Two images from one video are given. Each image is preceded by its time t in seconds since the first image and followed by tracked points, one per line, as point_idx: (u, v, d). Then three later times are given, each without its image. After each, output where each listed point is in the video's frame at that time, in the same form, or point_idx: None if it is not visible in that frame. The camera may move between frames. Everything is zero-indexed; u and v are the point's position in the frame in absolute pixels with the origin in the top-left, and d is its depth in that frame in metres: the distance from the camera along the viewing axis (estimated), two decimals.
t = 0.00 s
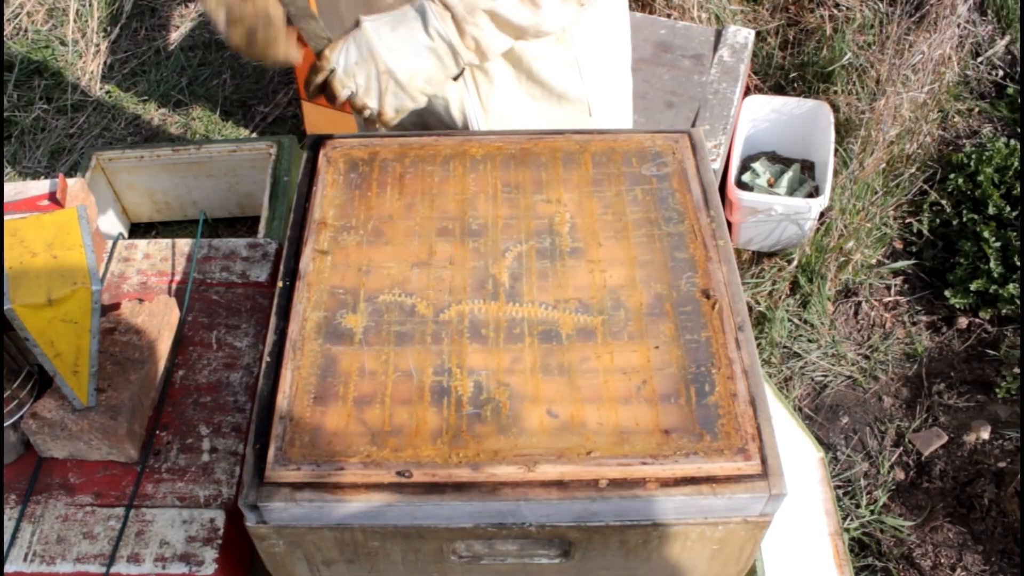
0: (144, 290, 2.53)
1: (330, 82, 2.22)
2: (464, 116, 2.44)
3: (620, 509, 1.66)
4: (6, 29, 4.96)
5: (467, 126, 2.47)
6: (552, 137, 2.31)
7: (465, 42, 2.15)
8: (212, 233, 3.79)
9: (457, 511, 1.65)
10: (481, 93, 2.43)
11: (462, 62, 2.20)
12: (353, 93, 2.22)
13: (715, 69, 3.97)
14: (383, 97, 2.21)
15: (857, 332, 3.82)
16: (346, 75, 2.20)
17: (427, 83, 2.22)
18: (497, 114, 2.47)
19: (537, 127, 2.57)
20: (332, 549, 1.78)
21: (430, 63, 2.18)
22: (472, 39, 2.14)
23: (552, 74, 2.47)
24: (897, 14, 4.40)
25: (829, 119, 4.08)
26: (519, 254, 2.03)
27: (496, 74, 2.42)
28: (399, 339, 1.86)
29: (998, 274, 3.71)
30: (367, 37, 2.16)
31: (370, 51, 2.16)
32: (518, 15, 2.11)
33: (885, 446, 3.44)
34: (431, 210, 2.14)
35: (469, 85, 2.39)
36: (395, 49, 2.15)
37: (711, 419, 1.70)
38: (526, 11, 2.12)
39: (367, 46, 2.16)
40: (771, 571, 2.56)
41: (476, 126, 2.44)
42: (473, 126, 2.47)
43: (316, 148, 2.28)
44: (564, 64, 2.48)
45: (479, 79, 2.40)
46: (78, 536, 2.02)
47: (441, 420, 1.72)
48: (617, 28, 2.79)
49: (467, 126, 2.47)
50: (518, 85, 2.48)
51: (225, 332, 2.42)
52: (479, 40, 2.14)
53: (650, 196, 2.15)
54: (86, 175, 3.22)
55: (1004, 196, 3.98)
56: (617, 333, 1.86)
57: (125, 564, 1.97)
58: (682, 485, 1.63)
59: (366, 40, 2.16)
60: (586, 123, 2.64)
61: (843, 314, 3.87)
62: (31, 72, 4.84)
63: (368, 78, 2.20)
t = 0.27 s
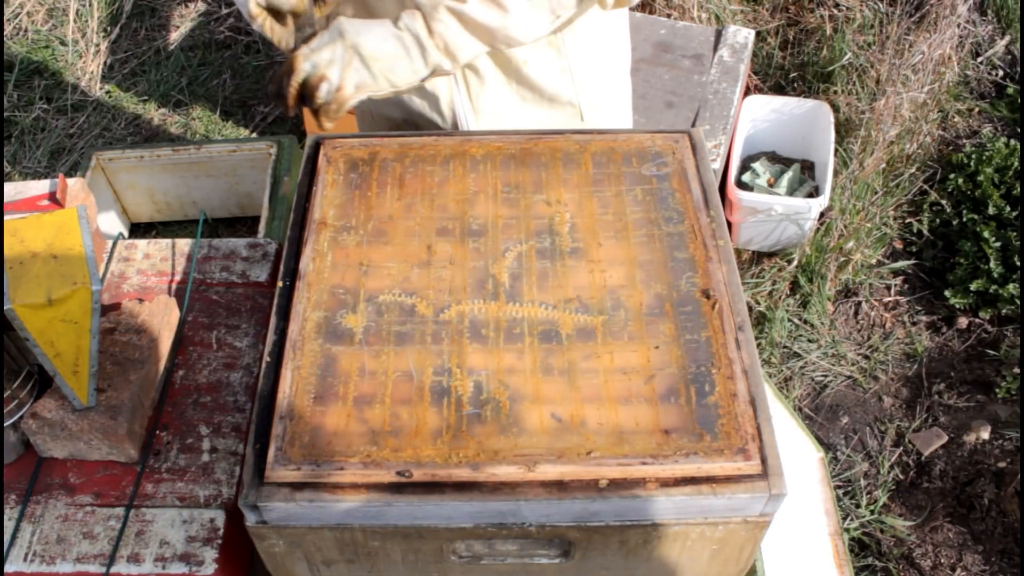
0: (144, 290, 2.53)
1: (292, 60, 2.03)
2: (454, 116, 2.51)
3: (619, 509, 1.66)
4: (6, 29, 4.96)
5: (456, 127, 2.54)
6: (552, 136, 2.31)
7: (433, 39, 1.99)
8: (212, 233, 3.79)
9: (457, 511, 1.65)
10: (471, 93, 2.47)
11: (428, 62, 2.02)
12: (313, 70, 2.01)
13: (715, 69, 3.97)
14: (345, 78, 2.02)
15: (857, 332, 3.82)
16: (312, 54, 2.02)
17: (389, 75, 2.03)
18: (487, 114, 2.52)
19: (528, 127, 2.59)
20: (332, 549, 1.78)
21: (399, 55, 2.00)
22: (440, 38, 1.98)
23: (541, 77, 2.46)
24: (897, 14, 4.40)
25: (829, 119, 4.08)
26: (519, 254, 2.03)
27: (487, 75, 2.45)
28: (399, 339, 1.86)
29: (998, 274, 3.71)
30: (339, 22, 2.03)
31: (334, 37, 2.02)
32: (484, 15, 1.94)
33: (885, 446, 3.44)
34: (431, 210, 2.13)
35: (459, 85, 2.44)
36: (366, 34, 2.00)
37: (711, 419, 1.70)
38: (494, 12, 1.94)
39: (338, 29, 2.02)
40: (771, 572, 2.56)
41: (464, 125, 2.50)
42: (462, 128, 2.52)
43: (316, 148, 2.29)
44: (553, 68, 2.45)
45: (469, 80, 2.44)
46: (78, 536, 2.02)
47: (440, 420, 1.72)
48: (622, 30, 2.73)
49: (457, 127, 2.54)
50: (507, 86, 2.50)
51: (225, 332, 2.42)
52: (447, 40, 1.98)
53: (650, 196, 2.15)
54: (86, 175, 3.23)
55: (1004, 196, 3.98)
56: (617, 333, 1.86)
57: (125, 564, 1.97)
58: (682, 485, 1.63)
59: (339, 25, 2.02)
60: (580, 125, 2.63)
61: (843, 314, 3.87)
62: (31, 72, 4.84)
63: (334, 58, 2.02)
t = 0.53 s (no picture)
0: (144, 287, 2.53)
1: (347, 120, 2.07)
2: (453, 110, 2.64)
3: (619, 507, 1.65)
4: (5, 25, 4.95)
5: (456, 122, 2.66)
6: (553, 134, 2.30)
7: (466, 62, 2.12)
8: (212, 229, 3.79)
9: (457, 509, 1.65)
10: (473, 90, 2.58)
11: (466, 83, 2.15)
12: (375, 126, 2.07)
13: (715, 67, 3.97)
14: (407, 123, 2.10)
15: (857, 331, 3.82)
16: (364, 109, 2.07)
17: (440, 108, 2.14)
18: (486, 108, 2.62)
19: (526, 124, 2.66)
20: (332, 546, 1.78)
21: (440, 85, 2.11)
22: (473, 59, 2.11)
23: (543, 73, 2.53)
24: (897, 13, 4.40)
25: (830, 118, 4.08)
26: (519, 252, 2.03)
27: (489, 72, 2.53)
28: (400, 337, 1.86)
29: (998, 274, 3.71)
30: (373, 71, 2.10)
31: (378, 88, 2.09)
32: (513, 32, 2.06)
33: (884, 445, 3.44)
34: (432, 208, 2.13)
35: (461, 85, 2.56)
36: (405, 74, 2.09)
37: (712, 418, 1.70)
38: (520, 28, 2.06)
39: (376, 76, 2.09)
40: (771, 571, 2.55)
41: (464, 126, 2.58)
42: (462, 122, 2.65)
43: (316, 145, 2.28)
44: (553, 64, 2.51)
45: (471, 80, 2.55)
46: (78, 532, 2.02)
47: (441, 418, 1.72)
48: (621, 29, 2.74)
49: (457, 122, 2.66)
50: (509, 83, 2.59)
51: (225, 329, 2.42)
52: (480, 60, 2.11)
53: (651, 194, 2.14)
54: (86, 171, 3.22)
55: (1004, 196, 3.98)
56: (618, 332, 1.86)
57: (124, 561, 1.97)
58: (682, 484, 1.63)
59: (376, 72, 2.10)
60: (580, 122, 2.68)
61: (843, 313, 3.87)
62: (31, 68, 4.83)
63: (387, 108, 2.08)
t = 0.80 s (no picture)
0: (144, 290, 2.53)
1: (374, 126, 2.19)
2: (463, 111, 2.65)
3: (619, 508, 1.65)
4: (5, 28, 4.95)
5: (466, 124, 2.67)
6: (552, 136, 2.31)
7: (483, 66, 2.21)
8: (212, 232, 3.79)
9: (457, 510, 1.65)
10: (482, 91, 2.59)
11: (486, 86, 2.24)
12: (402, 128, 2.19)
13: (715, 69, 3.97)
14: (431, 125, 2.20)
15: (857, 331, 3.82)
16: (391, 114, 2.20)
17: (462, 111, 2.24)
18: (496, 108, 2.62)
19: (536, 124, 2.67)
20: (332, 548, 1.78)
21: (459, 90, 2.22)
22: (490, 62, 2.20)
23: (551, 69, 2.54)
24: (897, 14, 4.40)
25: (830, 119, 4.08)
26: (519, 253, 2.03)
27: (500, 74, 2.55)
28: (399, 338, 1.86)
29: (998, 274, 3.71)
30: (397, 82, 2.23)
31: (402, 99, 2.22)
32: (527, 34, 2.13)
33: (885, 446, 3.44)
34: (431, 209, 2.14)
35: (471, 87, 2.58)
36: (425, 82, 2.21)
37: (711, 419, 1.70)
38: (534, 29, 2.13)
39: (400, 86, 2.23)
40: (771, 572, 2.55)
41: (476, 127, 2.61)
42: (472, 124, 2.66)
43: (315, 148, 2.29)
44: (562, 61, 2.52)
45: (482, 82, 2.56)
46: (78, 535, 2.02)
47: (440, 419, 1.72)
48: (623, 28, 2.72)
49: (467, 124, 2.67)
50: (520, 83, 2.60)
51: (225, 331, 2.42)
52: (497, 62, 2.20)
53: (650, 196, 2.15)
54: (86, 174, 3.22)
55: (1004, 196, 3.98)
56: (617, 333, 1.86)
57: (125, 563, 1.97)
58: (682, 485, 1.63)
59: (400, 83, 2.23)
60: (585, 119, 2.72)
61: (843, 314, 3.87)
62: (31, 71, 4.84)
63: (413, 113, 2.20)
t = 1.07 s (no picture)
0: (144, 290, 2.53)
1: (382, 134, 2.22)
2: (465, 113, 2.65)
3: (619, 509, 1.65)
4: (5, 29, 4.95)
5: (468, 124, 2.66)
6: (552, 136, 2.30)
7: (489, 69, 2.24)
8: (212, 233, 3.79)
9: (457, 511, 1.65)
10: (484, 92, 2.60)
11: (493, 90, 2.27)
12: (411, 137, 2.21)
13: (715, 69, 3.97)
14: (440, 131, 2.22)
15: (857, 332, 3.82)
16: (399, 123, 2.24)
17: (470, 116, 2.25)
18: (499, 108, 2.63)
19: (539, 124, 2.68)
20: (332, 549, 1.78)
21: (466, 94, 2.24)
22: (495, 66, 2.23)
23: (553, 69, 2.55)
24: (897, 15, 4.40)
25: (829, 119, 4.08)
26: (519, 254, 2.03)
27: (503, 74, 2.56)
28: (400, 339, 1.86)
29: (998, 275, 3.71)
30: (404, 91, 2.27)
31: (410, 107, 2.25)
32: (531, 37, 2.17)
33: (885, 446, 3.44)
34: (431, 210, 2.14)
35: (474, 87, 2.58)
36: (432, 89, 2.24)
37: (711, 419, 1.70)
38: (538, 31, 2.16)
39: (407, 95, 2.26)
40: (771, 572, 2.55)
41: (481, 129, 2.61)
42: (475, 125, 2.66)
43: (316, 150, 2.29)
44: (564, 62, 2.53)
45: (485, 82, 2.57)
46: (78, 536, 2.02)
47: (440, 420, 1.72)
48: (624, 28, 2.72)
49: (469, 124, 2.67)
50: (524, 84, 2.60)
51: (225, 332, 2.42)
52: (502, 66, 2.23)
53: (651, 196, 2.15)
54: (86, 175, 3.22)
55: (1004, 196, 3.98)
56: (617, 333, 1.86)
57: (125, 564, 1.97)
58: (682, 485, 1.63)
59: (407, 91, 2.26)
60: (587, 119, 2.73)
61: (843, 314, 3.87)
62: (31, 72, 4.84)
63: (421, 121, 2.24)
